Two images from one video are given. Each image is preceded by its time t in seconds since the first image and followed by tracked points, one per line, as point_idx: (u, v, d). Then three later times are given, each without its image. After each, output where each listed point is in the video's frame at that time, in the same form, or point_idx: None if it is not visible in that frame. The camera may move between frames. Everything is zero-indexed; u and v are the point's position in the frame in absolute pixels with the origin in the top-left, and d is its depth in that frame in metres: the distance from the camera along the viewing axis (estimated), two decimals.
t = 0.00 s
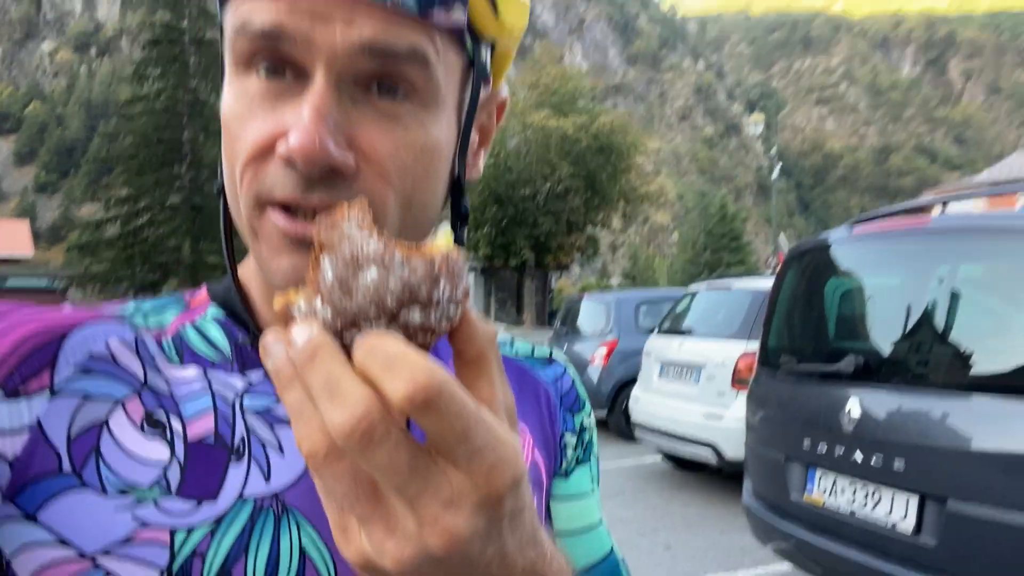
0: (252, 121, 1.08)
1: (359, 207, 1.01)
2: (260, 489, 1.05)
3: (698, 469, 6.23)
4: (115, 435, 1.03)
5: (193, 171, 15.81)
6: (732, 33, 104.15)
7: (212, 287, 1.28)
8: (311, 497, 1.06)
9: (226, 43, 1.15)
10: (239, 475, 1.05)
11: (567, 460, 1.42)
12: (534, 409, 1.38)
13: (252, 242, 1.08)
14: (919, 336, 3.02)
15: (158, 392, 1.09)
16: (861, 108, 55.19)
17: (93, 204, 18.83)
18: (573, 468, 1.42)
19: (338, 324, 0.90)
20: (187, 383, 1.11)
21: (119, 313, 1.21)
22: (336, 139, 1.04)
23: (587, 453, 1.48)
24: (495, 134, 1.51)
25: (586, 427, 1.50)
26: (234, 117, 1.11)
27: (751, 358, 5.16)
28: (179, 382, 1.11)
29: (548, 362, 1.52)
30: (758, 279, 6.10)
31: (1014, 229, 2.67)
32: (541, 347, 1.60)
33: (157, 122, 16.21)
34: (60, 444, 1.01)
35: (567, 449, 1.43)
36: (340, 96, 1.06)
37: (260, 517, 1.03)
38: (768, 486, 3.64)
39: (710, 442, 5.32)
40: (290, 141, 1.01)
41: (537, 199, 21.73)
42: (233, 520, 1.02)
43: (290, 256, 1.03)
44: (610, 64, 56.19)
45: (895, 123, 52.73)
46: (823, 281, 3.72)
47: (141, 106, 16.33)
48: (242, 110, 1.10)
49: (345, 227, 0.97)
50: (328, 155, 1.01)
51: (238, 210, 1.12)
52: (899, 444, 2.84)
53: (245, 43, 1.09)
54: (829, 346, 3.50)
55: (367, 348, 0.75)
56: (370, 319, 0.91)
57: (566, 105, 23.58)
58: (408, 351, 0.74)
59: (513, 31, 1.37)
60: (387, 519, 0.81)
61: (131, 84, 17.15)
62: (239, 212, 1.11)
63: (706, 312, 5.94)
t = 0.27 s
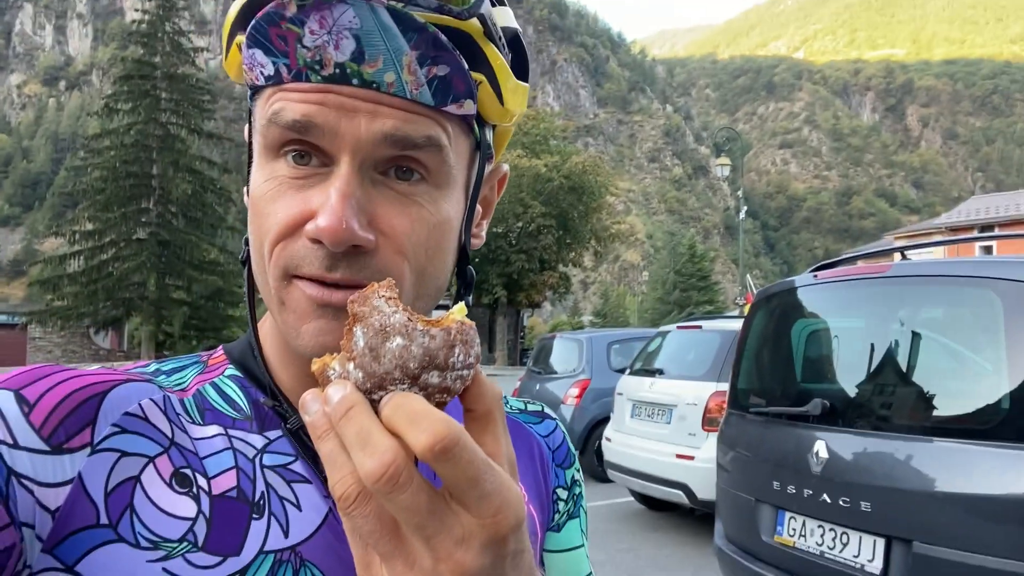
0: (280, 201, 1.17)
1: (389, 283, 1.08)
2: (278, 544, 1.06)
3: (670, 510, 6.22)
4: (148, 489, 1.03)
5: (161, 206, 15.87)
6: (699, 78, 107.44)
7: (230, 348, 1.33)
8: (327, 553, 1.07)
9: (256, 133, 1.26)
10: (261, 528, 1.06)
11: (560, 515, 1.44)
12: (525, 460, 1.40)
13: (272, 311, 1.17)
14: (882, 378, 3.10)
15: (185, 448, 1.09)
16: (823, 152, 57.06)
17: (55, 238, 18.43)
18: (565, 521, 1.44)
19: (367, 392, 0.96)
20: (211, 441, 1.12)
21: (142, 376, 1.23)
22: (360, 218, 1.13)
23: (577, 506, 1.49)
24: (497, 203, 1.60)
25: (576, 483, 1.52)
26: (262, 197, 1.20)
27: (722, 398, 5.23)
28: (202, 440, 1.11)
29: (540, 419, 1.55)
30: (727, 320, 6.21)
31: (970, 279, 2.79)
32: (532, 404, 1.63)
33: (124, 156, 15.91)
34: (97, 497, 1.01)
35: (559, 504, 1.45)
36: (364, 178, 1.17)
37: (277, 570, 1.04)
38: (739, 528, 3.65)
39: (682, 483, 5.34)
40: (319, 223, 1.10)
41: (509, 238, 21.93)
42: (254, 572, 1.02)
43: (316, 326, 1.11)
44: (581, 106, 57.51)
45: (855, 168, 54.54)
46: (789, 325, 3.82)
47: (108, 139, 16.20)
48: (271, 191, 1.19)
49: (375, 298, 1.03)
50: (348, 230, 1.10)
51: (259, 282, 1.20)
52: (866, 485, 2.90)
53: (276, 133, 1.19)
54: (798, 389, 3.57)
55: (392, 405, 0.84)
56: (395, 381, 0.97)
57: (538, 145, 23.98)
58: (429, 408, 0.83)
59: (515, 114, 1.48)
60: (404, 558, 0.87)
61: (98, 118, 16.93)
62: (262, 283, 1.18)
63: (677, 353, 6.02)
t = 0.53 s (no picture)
0: (274, 199, 1.17)
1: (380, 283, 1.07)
2: (267, 548, 1.04)
3: (658, 522, 6.20)
4: (135, 493, 1.01)
5: (147, 218, 15.70)
6: (685, 91, 108.34)
7: (218, 353, 1.33)
8: (315, 558, 1.05)
9: (247, 131, 1.25)
10: (250, 534, 1.04)
11: (549, 521, 1.43)
12: (514, 466, 1.39)
13: (262, 307, 1.18)
14: (868, 388, 3.12)
15: (173, 454, 1.07)
16: (808, 165, 57.64)
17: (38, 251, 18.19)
18: (554, 528, 1.43)
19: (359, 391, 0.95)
20: (199, 447, 1.10)
21: (132, 381, 1.21)
22: (355, 213, 1.14)
23: (567, 513, 1.48)
24: (485, 204, 1.61)
25: (566, 488, 1.51)
26: (255, 195, 1.20)
27: (710, 409, 5.23)
28: (191, 446, 1.09)
29: (529, 425, 1.55)
30: (715, 331, 6.23)
31: (954, 289, 2.81)
32: (520, 410, 1.63)
33: (110, 168, 15.71)
34: (83, 503, 0.98)
35: (548, 510, 1.44)
36: (357, 174, 1.17)
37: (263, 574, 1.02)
38: (727, 540, 3.65)
39: (670, 495, 5.33)
40: (315, 216, 1.11)
41: (497, 250, 21.96)
42: None
43: (310, 321, 1.10)
44: (568, 118, 57.79)
45: (840, 180, 55.14)
46: (775, 335, 3.84)
47: (94, 151, 16.13)
48: (264, 188, 1.19)
49: (363, 294, 1.03)
50: (343, 224, 1.11)
51: (248, 278, 1.20)
52: (851, 494, 2.91)
53: (269, 129, 1.19)
54: (784, 399, 3.58)
55: (379, 398, 0.84)
56: (382, 375, 0.97)
57: (526, 157, 24.06)
58: (414, 399, 0.83)
59: (502, 117, 1.50)
60: (389, 548, 0.87)
61: (83, 130, 16.85)
62: (252, 281, 1.18)
63: (664, 364, 6.02)
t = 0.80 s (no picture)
0: (280, 186, 1.17)
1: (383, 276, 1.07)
2: (263, 544, 1.04)
3: (656, 524, 6.19)
4: (130, 490, 1.01)
5: (144, 222, 15.69)
6: (682, 94, 108.50)
7: (214, 349, 1.33)
8: (312, 552, 1.05)
9: (252, 118, 1.25)
10: (245, 530, 1.03)
11: (546, 517, 1.43)
12: (512, 463, 1.39)
13: (264, 298, 1.18)
14: (865, 389, 3.12)
15: (169, 449, 1.07)
16: (806, 166, 57.69)
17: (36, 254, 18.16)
18: (551, 523, 1.43)
19: (364, 380, 0.95)
20: (195, 441, 1.10)
21: (124, 378, 1.21)
22: (363, 199, 1.14)
23: (563, 511, 1.48)
24: (480, 197, 1.63)
25: (562, 484, 1.52)
26: (258, 184, 1.20)
27: (708, 410, 5.22)
28: (186, 440, 1.09)
29: (526, 422, 1.55)
30: (712, 332, 6.23)
31: (952, 288, 2.82)
32: (517, 407, 1.63)
33: (107, 172, 15.71)
34: (77, 499, 0.98)
35: (545, 506, 1.44)
36: (362, 162, 1.18)
37: (261, 570, 1.01)
38: (726, 541, 3.65)
39: (668, 496, 5.32)
40: (321, 203, 1.11)
41: (494, 253, 21.95)
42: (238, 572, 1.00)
43: (318, 307, 1.10)
44: (565, 121, 57.80)
45: (837, 182, 55.23)
46: (773, 336, 3.84)
47: (91, 156, 16.11)
48: (268, 177, 1.19)
49: (365, 290, 1.02)
50: (352, 211, 1.11)
51: (251, 268, 1.20)
52: (850, 495, 2.91)
53: (274, 117, 1.19)
54: (782, 400, 3.58)
55: (385, 395, 0.84)
56: (384, 370, 0.97)
57: (523, 160, 24.06)
58: (419, 396, 0.83)
59: (498, 107, 1.52)
60: (396, 545, 0.87)
61: (81, 135, 16.88)
62: (255, 270, 1.18)
63: (663, 366, 6.02)
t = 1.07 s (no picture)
0: (281, 177, 1.17)
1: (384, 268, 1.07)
2: (263, 535, 1.04)
3: (661, 522, 6.18)
4: (129, 483, 1.01)
5: (149, 223, 15.74)
6: (685, 93, 108.35)
7: (213, 343, 1.33)
8: (314, 544, 1.05)
9: (253, 109, 1.25)
10: (246, 522, 1.04)
11: (546, 511, 1.42)
12: (514, 457, 1.40)
13: (266, 289, 1.18)
14: (870, 386, 3.11)
15: (168, 442, 1.07)
16: (810, 164, 57.56)
17: (41, 257, 18.18)
18: (551, 517, 1.42)
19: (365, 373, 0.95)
20: (194, 435, 1.10)
21: (123, 372, 1.21)
22: (365, 190, 1.14)
23: (564, 504, 1.48)
24: (477, 192, 1.64)
25: (563, 478, 1.52)
26: (259, 175, 1.20)
27: (712, 409, 5.21)
28: (185, 434, 1.10)
29: (526, 416, 1.56)
30: (716, 330, 6.23)
31: (957, 285, 2.80)
32: (518, 403, 1.63)
33: (112, 173, 15.76)
34: (77, 491, 0.98)
35: (546, 499, 1.43)
36: (364, 152, 1.18)
37: (262, 562, 1.02)
38: (730, 538, 3.65)
39: (673, 494, 5.31)
40: (323, 193, 1.11)
41: (499, 252, 21.96)
42: (238, 565, 1.00)
43: (321, 298, 1.10)
44: (569, 120, 57.74)
45: (842, 180, 55.05)
46: (777, 334, 3.84)
47: (96, 157, 16.18)
48: (270, 168, 1.19)
49: (365, 282, 1.02)
50: (354, 201, 1.11)
51: (252, 259, 1.20)
52: (855, 492, 2.90)
53: (275, 109, 1.20)
54: (786, 398, 3.57)
55: (386, 386, 0.85)
56: (387, 361, 0.97)
57: (527, 159, 24.07)
58: (420, 386, 0.83)
59: (497, 100, 1.52)
60: (399, 535, 0.87)
61: (86, 137, 16.96)
62: (257, 263, 1.18)
63: (667, 365, 6.01)
